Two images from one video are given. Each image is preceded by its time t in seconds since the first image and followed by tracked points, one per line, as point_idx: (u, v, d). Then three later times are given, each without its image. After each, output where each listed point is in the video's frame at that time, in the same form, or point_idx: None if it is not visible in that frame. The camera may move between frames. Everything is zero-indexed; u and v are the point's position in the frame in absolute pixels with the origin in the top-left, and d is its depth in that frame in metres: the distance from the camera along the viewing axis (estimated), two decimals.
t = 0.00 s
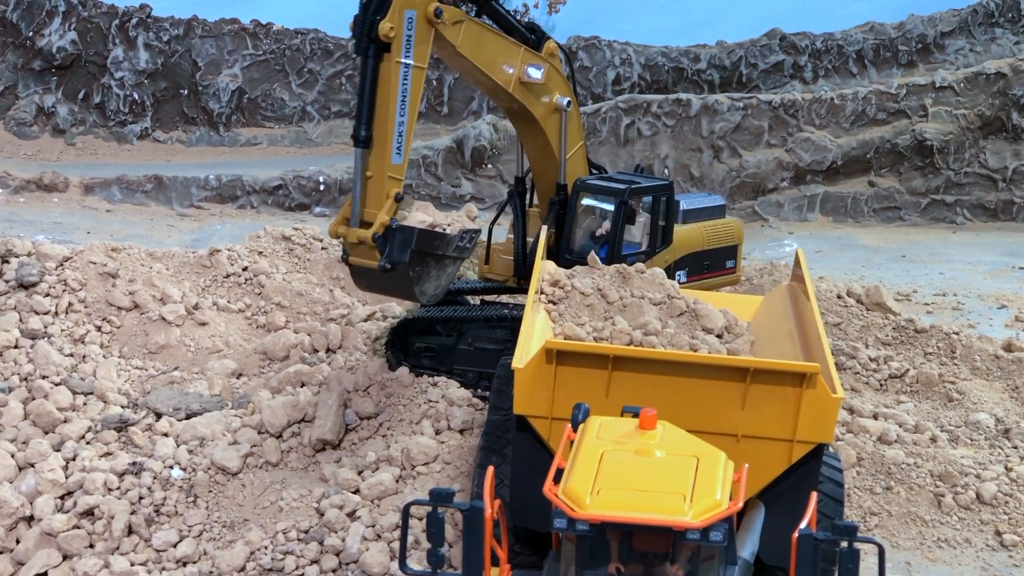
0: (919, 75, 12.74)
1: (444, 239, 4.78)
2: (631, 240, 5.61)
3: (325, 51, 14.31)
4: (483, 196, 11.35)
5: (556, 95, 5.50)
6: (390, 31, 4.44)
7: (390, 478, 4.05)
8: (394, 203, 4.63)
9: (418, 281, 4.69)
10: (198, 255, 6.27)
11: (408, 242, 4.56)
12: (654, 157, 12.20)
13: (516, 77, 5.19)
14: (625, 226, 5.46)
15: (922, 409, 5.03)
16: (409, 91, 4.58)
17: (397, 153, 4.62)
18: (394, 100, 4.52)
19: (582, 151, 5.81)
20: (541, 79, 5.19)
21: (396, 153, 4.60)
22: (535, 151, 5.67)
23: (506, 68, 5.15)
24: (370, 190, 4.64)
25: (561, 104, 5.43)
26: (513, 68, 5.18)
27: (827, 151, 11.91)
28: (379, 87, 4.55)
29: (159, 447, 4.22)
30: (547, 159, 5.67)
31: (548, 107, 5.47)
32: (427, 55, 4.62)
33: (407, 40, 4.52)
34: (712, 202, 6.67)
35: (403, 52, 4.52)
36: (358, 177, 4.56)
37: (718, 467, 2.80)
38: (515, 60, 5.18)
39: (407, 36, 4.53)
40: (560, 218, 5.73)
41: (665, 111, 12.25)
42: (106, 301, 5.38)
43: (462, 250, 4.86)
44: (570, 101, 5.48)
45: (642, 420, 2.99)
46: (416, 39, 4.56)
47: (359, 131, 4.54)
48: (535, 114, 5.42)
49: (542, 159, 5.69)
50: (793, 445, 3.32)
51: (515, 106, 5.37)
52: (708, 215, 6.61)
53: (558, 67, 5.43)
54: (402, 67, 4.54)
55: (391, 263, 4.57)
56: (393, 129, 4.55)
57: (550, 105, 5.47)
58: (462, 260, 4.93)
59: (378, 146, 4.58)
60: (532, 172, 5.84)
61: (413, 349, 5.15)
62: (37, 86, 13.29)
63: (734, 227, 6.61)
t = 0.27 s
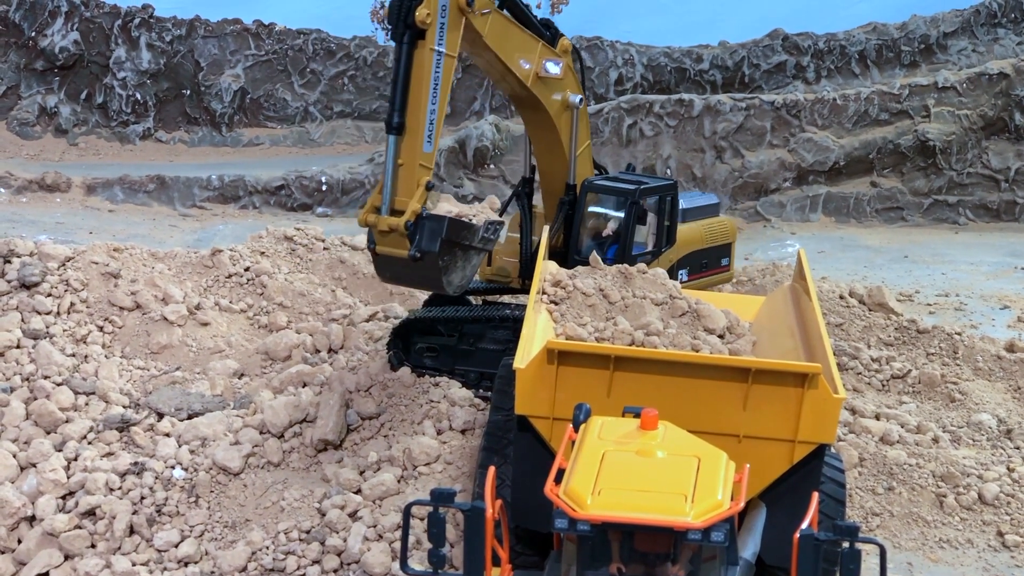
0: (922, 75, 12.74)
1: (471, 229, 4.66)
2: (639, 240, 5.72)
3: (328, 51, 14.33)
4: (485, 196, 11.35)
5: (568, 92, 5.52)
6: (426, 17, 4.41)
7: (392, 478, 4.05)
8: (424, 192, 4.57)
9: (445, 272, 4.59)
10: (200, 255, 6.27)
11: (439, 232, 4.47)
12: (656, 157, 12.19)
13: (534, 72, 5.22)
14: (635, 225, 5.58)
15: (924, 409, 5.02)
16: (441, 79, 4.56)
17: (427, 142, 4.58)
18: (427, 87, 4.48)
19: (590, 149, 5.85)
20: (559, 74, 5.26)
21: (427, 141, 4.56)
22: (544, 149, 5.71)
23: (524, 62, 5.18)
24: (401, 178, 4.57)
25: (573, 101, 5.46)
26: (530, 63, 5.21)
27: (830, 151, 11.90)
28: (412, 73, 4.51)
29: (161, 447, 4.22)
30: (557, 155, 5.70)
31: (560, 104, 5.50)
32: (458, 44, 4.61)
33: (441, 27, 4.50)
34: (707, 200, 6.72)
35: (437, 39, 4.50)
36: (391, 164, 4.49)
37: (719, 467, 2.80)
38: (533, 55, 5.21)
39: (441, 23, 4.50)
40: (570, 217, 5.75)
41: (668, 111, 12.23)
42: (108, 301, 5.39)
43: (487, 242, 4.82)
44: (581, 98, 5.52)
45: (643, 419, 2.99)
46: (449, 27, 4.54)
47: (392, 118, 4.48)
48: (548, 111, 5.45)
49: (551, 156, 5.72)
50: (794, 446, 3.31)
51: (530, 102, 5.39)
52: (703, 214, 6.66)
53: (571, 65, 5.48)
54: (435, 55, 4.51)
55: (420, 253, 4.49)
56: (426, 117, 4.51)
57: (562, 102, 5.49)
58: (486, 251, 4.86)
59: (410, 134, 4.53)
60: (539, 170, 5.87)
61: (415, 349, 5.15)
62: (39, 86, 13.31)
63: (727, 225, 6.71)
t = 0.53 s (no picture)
0: (924, 77, 12.73)
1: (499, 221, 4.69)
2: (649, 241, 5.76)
3: (330, 53, 14.34)
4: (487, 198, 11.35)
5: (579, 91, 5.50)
6: (464, 5, 4.36)
7: (393, 480, 4.05)
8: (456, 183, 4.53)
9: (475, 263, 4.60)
10: (201, 257, 6.28)
11: (472, 222, 4.46)
12: (658, 159, 12.18)
13: (551, 69, 5.22)
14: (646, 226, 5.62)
15: (925, 411, 5.02)
16: (475, 68, 4.50)
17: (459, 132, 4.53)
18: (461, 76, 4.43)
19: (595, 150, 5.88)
20: (575, 71, 5.24)
21: (460, 131, 4.51)
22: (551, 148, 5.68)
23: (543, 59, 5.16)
24: (434, 167, 4.51)
25: (584, 100, 5.44)
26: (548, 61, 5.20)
27: (831, 153, 11.89)
28: (446, 62, 4.47)
29: (162, 449, 4.22)
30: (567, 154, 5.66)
31: (571, 103, 5.47)
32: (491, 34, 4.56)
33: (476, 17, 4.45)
34: (697, 200, 6.68)
35: (471, 29, 4.44)
36: (425, 153, 4.43)
37: (720, 469, 2.80)
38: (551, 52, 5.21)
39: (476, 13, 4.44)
40: (580, 219, 5.78)
41: (669, 113, 12.22)
42: (110, 303, 5.39)
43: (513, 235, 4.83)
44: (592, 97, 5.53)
45: (644, 421, 2.99)
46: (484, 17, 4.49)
47: (427, 106, 4.42)
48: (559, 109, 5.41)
49: (559, 155, 5.68)
50: (795, 448, 3.31)
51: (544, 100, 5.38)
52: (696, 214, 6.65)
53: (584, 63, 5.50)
54: (469, 45, 4.45)
55: (453, 243, 4.47)
56: (460, 106, 4.46)
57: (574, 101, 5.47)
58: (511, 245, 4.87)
59: (444, 123, 4.48)
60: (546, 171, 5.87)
61: (416, 351, 5.14)
62: (41, 88, 13.33)
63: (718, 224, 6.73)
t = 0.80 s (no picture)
0: (926, 81, 12.74)
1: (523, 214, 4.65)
2: (656, 244, 5.77)
3: (331, 57, 14.32)
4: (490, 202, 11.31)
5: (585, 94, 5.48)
6: None
7: (394, 485, 4.05)
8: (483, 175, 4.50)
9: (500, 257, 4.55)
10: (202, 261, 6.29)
11: (499, 214, 4.43)
12: (659, 163, 12.16)
13: (563, 67, 5.24)
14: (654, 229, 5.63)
15: (927, 415, 5.01)
16: (502, 59, 4.49)
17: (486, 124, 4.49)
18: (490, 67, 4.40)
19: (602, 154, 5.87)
20: (588, 70, 5.29)
21: (487, 123, 4.47)
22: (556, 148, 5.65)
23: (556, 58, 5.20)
24: (462, 158, 4.47)
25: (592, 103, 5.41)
26: (560, 59, 5.23)
27: (833, 157, 11.89)
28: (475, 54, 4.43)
29: (163, 453, 4.22)
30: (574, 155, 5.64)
31: (578, 105, 5.45)
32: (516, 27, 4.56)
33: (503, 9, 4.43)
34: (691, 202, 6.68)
35: (499, 21, 4.42)
36: (453, 144, 4.38)
37: (722, 474, 2.79)
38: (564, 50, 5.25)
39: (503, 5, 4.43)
40: (586, 223, 5.79)
41: (671, 117, 12.21)
42: (112, 307, 5.40)
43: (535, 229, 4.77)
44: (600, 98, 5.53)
45: (646, 426, 2.99)
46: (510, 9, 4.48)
47: (456, 97, 4.39)
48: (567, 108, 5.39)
49: (565, 156, 5.65)
50: (797, 452, 3.31)
51: (556, 99, 5.37)
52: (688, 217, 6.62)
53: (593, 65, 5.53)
54: (496, 37, 4.44)
55: (480, 236, 4.43)
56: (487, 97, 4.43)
57: (580, 104, 5.44)
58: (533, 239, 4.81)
59: (472, 115, 4.44)
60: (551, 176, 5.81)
61: (417, 355, 5.13)
62: (43, 92, 13.36)
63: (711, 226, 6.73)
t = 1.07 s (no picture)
0: (927, 86, 12.75)
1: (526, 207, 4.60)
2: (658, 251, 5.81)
3: (332, 63, 14.35)
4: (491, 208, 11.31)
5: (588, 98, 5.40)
6: None
7: (395, 491, 4.05)
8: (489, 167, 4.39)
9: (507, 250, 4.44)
10: (204, 267, 6.30)
11: (506, 206, 4.34)
12: (660, 169, 12.17)
13: (570, 69, 5.17)
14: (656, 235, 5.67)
15: (927, 422, 5.01)
16: (510, 51, 4.43)
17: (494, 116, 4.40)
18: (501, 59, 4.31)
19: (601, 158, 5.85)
20: (595, 70, 5.23)
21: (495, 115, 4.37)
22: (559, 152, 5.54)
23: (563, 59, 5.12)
24: (471, 149, 4.33)
25: (595, 107, 5.33)
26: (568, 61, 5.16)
27: (834, 163, 11.90)
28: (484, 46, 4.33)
29: (164, 460, 4.23)
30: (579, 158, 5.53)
31: (583, 108, 5.36)
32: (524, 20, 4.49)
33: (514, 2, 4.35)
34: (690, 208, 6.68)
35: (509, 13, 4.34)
36: (463, 134, 4.24)
37: (722, 481, 2.79)
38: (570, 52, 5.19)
39: None
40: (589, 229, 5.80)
41: (672, 122, 12.21)
42: (113, 313, 5.41)
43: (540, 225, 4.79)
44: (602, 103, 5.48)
45: (645, 433, 2.99)
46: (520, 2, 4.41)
47: (467, 88, 4.25)
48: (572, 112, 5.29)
49: (569, 160, 5.54)
50: (797, 459, 3.31)
51: (562, 102, 5.27)
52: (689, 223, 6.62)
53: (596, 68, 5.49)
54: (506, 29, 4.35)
55: (488, 227, 4.33)
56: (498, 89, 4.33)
57: (585, 108, 5.36)
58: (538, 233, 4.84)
59: (481, 106, 4.32)
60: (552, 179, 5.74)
61: (418, 361, 5.12)
62: (44, 98, 13.40)
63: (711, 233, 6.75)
